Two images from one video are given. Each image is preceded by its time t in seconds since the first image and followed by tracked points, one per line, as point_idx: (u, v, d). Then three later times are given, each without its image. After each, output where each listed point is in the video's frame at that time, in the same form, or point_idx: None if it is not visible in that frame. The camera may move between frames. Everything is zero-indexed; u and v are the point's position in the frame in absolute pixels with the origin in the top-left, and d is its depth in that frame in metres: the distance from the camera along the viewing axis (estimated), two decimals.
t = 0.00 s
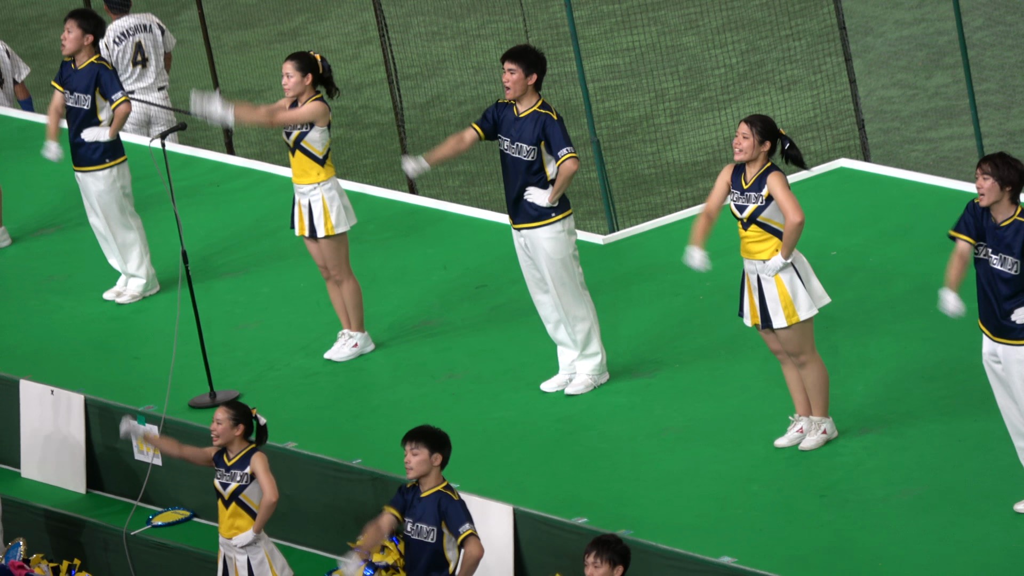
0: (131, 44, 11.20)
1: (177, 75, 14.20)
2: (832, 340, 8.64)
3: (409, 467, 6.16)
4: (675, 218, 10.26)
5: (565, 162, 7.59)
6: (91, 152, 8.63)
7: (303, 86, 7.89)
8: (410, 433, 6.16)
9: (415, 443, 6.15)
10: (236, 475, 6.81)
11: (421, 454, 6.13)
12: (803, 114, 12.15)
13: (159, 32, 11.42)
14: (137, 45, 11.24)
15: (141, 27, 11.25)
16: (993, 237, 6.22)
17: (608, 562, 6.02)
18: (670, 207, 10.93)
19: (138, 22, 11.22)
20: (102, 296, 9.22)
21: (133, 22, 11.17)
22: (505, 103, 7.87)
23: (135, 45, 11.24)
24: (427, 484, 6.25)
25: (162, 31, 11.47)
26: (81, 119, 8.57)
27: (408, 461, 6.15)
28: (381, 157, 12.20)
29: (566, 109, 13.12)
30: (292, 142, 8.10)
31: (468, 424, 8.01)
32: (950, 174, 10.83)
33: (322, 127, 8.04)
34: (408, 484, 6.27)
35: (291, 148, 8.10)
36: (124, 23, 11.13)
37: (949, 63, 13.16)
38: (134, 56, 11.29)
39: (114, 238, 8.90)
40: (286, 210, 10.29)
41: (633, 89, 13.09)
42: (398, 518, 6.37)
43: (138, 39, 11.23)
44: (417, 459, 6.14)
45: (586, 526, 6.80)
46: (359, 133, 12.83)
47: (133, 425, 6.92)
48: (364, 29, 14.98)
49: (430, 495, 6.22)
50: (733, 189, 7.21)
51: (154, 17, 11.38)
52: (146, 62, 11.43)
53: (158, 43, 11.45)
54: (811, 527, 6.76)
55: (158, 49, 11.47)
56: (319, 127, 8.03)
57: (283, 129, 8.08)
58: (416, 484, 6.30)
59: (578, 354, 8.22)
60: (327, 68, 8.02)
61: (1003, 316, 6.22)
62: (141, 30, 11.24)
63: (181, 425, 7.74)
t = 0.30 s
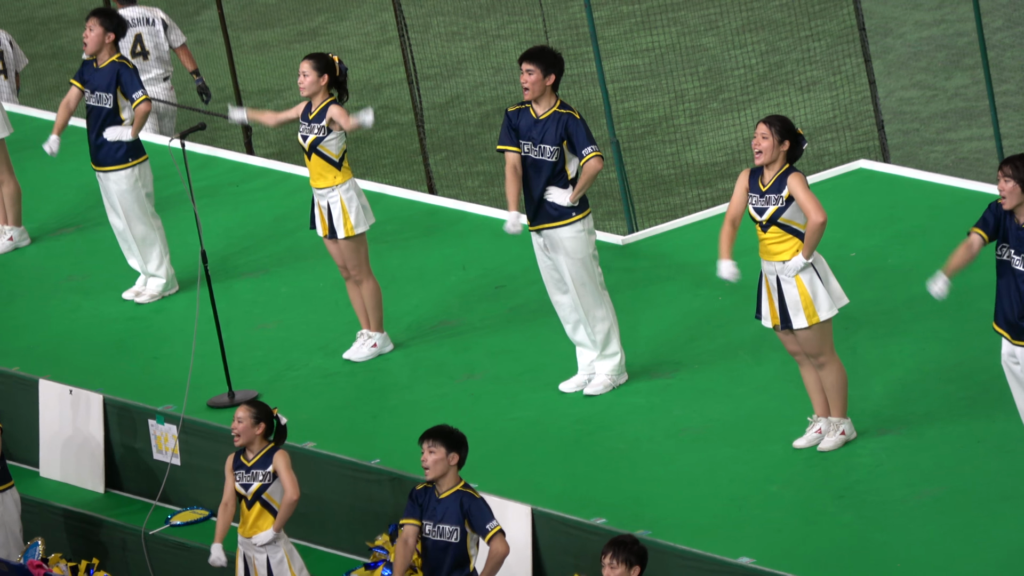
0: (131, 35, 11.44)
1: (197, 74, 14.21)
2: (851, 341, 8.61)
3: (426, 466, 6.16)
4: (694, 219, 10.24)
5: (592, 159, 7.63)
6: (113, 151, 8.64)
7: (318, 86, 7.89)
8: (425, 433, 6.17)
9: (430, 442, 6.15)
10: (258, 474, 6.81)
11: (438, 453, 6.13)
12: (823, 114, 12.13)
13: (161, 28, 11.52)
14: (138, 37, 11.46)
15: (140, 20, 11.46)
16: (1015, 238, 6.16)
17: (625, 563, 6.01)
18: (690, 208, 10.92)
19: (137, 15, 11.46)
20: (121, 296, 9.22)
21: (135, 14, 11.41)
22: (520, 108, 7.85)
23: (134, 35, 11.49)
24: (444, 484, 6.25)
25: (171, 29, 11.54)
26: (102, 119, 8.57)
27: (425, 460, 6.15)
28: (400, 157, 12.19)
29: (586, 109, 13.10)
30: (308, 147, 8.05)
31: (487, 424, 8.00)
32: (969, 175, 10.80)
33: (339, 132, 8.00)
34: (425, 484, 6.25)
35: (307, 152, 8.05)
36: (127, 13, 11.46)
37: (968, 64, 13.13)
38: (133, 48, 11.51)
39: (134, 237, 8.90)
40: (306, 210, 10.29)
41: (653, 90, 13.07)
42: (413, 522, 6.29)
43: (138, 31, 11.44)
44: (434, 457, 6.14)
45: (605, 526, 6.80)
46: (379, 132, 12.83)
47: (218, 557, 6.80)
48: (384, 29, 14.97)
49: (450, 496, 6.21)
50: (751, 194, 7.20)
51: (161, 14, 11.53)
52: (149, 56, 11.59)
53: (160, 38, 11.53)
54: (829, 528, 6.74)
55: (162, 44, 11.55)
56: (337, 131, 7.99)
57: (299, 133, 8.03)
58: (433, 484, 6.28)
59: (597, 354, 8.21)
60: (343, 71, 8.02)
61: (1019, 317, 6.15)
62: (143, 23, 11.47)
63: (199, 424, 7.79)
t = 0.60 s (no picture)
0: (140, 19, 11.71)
1: (215, 72, 14.20)
2: (869, 339, 8.60)
3: (438, 466, 6.18)
4: (712, 217, 10.23)
5: (594, 163, 7.55)
6: (133, 148, 8.66)
7: (339, 85, 7.87)
8: (438, 433, 6.18)
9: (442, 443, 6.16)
10: (272, 473, 6.81)
11: (450, 454, 6.14)
12: (841, 112, 12.12)
13: (172, 15, 11.79)
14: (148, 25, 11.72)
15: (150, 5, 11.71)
16: None
17: (642, 561, 5.97)
18: (707, 206, 10.91)
19: None
20: (140, 294, 9.22)
21: None
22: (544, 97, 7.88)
23: (143, 21, 11.73)
24: (456, 484, 6.27)
25: (177, 16, 11.86)
26: (123, 114, 8.59)
27: (437, 460, 6.18)
28: (419, 155, 12.18)
29: (604, 107, 13.08)
30: (328, 142, 8.12)
31: (505, 422, 8.00)
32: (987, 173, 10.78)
33: (359, 128, 8.04)
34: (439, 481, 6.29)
35: (327, 147, 8.12)
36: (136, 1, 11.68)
37: (987, 62, 13.09)
38: (143, 33, 11.74)
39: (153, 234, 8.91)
40: (324, 208, 10.29)
41: (672, 88, 13.05)
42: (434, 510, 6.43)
43: (148, 17, 11.73)
44: (446, 458, 6.16)
45: (621, 524, 6.78)
46: (397, 131, 12.83)
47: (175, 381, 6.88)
48: (402, 27, 14.94)
49: (461, 494, 6.23)
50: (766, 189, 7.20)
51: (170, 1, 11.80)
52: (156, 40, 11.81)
53: (169, 26, 11.81)
54: (847, 526, 6.73)
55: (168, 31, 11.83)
56: (357, 128, 8.03)
57: (320, 128, 8.10)
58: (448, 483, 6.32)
59: (614, 353, 8.20)
60: (364, 67, 8.01)
61: None
62: (154, 9, 11.72)
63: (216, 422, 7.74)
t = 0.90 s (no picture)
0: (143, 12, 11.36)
1: (233, 71, 14.19)
2: (887, 340, 8.58)
3: (457, 465, 6.18)
4: (729, 217, 10.21)
5: (608, 166, 7.53)
6: (151, 147, 8.68)
7: (360, 85, 7.89)
8: (458, 431, 6.18)
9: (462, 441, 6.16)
10: (288, 472, 6.79)
11: (470, 452, 6.14)
12: (859, 113, 12.11)
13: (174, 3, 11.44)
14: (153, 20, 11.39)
15: None
16: None
17: (657, 559, 5.92)
18: (725, 206, 10.90)
19: None
20: (158, 293, 9.22)
21: None
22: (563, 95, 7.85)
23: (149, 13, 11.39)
24: (476, 483, 6.26)
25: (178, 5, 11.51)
26: (140, 114, 8.61)
27: (457, 458, 6.17)
28: (437, 155, 12.18)
29: (622, 107, 13.06)
30: (347, 139, 8.13)
31: (523, 421, 8.00)
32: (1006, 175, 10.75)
33: (378, 126, 8.06)
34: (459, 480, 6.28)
35: (346, 145, 8.13)
36: None
37: (1005, 63, 13.06)
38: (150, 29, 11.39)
39: (171, 233, 8.92)
40: (342, 207, 10.29)
41: (690, 88, 13.03)
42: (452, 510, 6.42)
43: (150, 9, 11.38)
44: (466, 457, 6.16)
45: (637, 524, 6.77)
46: (415, 130, 12.82)
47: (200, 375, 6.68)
48: (421, 26, 14.92)
49: (478, 495, 6.21)
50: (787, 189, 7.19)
51: None
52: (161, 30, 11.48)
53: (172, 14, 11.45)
54: (864, 527, 6.72)
55: (171, 18, 11.49)
56: (375, 125, 8.05)
57: (340, 125, 8.14)
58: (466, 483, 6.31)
59: (632, 353, 8.18)
60: (384, 65, 8.00)
61: None
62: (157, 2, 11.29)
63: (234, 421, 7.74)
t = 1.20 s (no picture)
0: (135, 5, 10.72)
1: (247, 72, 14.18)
2: (900, 343, 8.56)
3: (471, 465, 6.15)
4: (743, 220, 10.20)
5: (634, 164, 7.57)
6: (166, 148, 8.67)
7: (372, 87, 7.85)
8: (473, 432, 6.18)
9: (477, 442, 6.15)
10: (305, 474, 6.76)
11: (485, 453, 6.12)
12: (874, 115, 12.10)
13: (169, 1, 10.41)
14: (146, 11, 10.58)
15: None
16: None
17: (674, 561, 5.91)
18: (739, 209, 10.89)
19: None
20: (170, 294, 9.20)
21: None
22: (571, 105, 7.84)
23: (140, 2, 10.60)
24: (488, 485, 6.22)
25: None
26: (153, 117, 8.59)
27: (471, 459, 6.15)
28: (451, 156, 12.16)
29: (636, 109, 13.04)
30: (361, 141, 8.13)
31: (536, 423, 7.98)
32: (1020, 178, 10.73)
33: (393, 128, 8.07)
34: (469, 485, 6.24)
35: (359, 147, 8.12)
36: None
37: (1020, 65, 13.03)
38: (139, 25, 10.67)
39: (185, 235, 8.91)
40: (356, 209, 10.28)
41: (704, 90, 13.02)
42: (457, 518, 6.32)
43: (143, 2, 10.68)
44: (481, 457, 6.14)
45: (650, 526, 6.75)
46: (429, 132, 12.80)
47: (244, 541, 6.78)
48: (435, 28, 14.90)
49: (494, 497, 6.18)
50: (800, 198, 7.18)
51: None
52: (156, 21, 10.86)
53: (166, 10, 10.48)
54: (877, 530, 6.70)
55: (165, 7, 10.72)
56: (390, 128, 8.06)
57: (353, 128, 8.10)
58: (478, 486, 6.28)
59: (645, 355, 8.16)
60: (396, 65, 7.95)
61: None
62: None
63: (249, 423, 7.72)
